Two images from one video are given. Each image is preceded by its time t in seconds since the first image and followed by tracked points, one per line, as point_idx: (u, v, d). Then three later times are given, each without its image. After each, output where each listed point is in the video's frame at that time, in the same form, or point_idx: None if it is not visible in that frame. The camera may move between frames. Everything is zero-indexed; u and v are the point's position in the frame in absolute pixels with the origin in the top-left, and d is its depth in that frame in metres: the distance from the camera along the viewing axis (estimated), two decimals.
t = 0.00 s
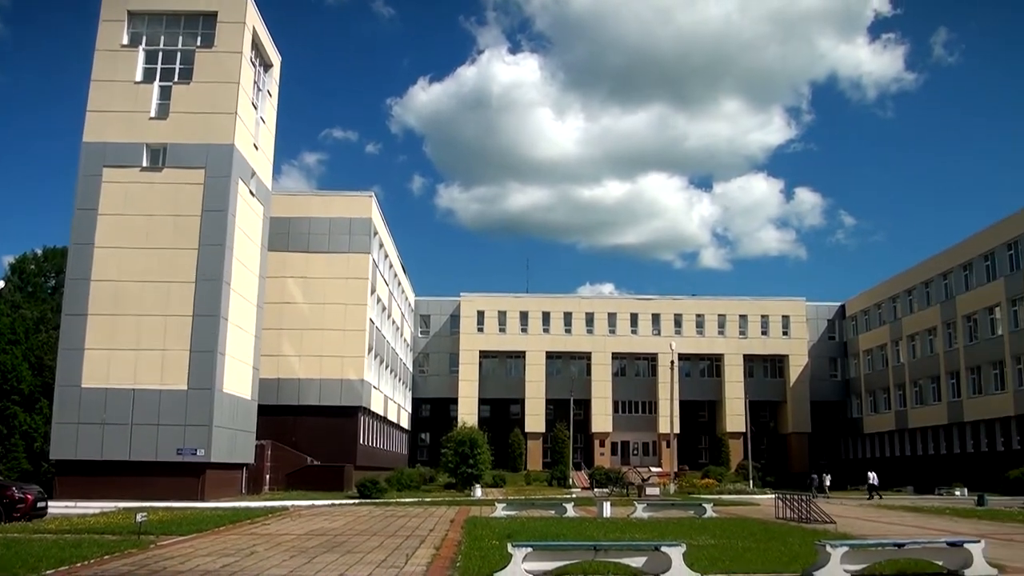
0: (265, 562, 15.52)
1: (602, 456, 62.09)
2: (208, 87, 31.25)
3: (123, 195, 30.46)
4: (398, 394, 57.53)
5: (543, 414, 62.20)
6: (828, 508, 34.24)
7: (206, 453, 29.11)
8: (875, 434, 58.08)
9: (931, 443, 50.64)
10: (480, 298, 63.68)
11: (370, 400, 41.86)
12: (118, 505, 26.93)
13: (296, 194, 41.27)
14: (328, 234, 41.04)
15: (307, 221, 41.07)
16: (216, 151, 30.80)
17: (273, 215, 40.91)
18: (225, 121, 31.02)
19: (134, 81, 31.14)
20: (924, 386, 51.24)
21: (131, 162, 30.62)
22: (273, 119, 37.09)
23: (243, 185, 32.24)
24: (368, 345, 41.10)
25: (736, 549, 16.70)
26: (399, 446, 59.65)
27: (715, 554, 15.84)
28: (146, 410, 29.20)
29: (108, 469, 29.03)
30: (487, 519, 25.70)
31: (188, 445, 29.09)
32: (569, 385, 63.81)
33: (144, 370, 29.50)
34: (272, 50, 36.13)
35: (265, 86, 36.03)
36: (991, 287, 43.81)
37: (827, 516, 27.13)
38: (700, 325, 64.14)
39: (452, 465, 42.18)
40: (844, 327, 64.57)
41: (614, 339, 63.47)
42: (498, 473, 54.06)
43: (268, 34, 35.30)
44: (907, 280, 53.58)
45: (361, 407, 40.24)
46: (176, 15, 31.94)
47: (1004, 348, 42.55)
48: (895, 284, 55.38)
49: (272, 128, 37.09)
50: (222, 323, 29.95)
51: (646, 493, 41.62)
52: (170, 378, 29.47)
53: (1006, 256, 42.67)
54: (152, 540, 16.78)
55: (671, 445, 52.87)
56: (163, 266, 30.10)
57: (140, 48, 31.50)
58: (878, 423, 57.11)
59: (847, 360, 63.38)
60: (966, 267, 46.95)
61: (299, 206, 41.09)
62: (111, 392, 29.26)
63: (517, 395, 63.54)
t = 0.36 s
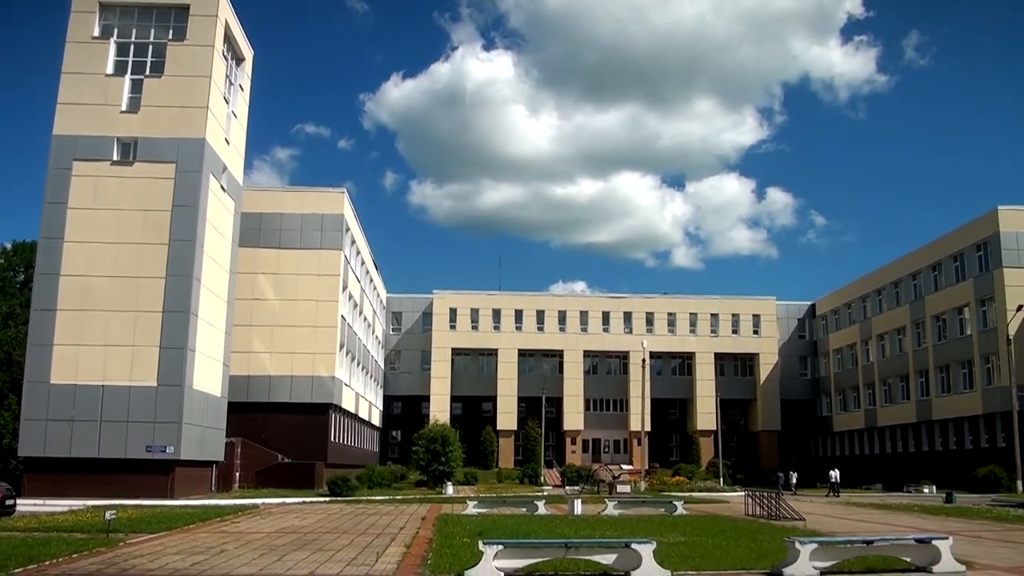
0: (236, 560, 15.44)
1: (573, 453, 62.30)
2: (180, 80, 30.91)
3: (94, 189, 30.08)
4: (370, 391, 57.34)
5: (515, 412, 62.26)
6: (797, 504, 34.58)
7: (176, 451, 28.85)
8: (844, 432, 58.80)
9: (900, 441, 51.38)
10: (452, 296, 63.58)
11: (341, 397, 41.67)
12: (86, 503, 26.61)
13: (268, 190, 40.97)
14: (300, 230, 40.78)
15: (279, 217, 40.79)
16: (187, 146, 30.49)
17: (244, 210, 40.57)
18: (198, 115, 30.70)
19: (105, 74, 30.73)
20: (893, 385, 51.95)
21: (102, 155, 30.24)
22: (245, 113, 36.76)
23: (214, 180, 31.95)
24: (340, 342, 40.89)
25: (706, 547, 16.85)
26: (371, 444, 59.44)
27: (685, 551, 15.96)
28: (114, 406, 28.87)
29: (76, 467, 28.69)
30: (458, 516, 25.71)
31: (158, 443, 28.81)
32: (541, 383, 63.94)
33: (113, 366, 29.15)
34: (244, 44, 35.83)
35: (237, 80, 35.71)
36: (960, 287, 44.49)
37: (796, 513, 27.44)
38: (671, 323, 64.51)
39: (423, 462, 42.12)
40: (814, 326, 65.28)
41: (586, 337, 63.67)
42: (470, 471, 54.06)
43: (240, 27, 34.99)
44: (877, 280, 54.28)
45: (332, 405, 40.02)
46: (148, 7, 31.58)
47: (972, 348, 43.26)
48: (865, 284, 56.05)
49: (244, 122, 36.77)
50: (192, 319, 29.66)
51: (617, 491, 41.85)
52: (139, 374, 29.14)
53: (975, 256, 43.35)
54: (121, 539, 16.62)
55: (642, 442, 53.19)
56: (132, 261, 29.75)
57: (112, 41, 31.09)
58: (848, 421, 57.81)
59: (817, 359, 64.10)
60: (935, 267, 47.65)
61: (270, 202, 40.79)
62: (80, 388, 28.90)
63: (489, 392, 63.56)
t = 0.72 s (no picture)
0: (207, 559, 15.37)
1: (545, 452, 62.45)
2: (152, 75, 30.58)
3: (64, 183, 29.68)
4: (341, 389, 57.10)
5: (487, 410, 62.29)
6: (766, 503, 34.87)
7: (145, 449, 28.56)
8: (814, 431, 59.46)
9: (869, 440, 52.06)
10: (425, 294, 63.45)
11: (312, 396, 41.46)
12: (54, 501, 26.27)
13: (239, 186, 40.67)
14: (271, 227, 40.50)
15: (251, 213, 40.48)
16: (159, 141, 30.19)
17: (215, 206, 40.24)
18: (170, 110, 30.40)
19: (77, 67, 30.32)
20: (862, 385, 52.61)
21: (72, 149, 29.84)
22: (217, 109, 36.44)
23: (186, 175, 31.65)
24: (311, 340, 40.68)
25: (676, 545, 16.99)
26: (342, 442, 59.17)
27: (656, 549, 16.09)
28: (84, 404, 28.51)
29: (45, 465, 28.31)
30: (429, 515, 25.68)
31: (127, 441, 28.49)
32: (514, 381, 64.02)
33: (83, 363, 28.78)
34: (217, 39, 35.52)
35: (210, 75, 35.37)
36: (930, 288, 45.11)
37: (765, 511, 27.72)
38: (643, 323, 64.85)
39: (395, 461, 42.02)
40: (784, 326, 65.96)
41: (558, 336, 63.83)
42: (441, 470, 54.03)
43: (213, 22, 34.67)
44: (847, 280, 54.93)
45: (303, 403, 39.79)
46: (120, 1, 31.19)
47: (941, 348, 43.91)
48: (836, 284, 56.71)
49: (216, 117, 36.44)
50: (162, 316, 29.37)
51: (589, 490, 42.02)
52: (109, 371, 28.80)
53: (944, 258, 44.00)
54: (90, 537, 16.43)
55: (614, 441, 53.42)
56: (103, 256, 29.39)
57: (83, 33, 30.67)
58: (817, 420, 58.46)
59: (788, 358, 64.77)
60: (905, 269, 48.30)
61: (242, 198, 40.48)
62: (49, 385, 28.50)
63: (461, 391, 63.54)
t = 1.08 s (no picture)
0: (180, 559, 15.30)
1: (518, 451, 62.56)
2: (124, 69, 30.30)
3: (35, 178, 29.33)
4: (314, 387, 56.82)
5: (461, 409, 62.28)
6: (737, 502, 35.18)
7: (116, 448, 28.30)
8: (785, 430, 60.10)
9: (840, 439, 52.69)
10: (399, 292, 63.30)
11: (284, 394, 41.24)
12: (23, 500, 25.93)
13: (212, 182, 40.38)
14: (243, 225, 40.24)
15: (223, 210, 40.18)
16: (131, 136, 29.90)
17: (187, 203, 39.93)
18: (143, 105, 30.12)
19: (48, 60, 29.93)
20: (833, 384, 53.24)
21: (43, 144, 29.49)
22: (190, 105, 36.14)
23: (158, 172, 31.38)
24: (284, 338, 40.47)
25: (648, 543, 17.13)
26: (314, 441, 58.90)
27: (628, 548, 16.23)
28: (54, 402, 28.19)
29: (14, 463, 27.96)
30: (401, 514, 25.67)
31: (98, 439, 28.21)
32: (487, 380, 64.05)
33: (54, 360, 28.46)
34: (191, 34, 35.23)
35: (183, 71, 35.08)
36: (902, 289, 45.72)
37: (736, 509, 27.99)
38: (617, 322, 65.16)
39: (367, 460, 41.92)
40: (756, 326, 66.57)
41: (532, 335, 63.96)
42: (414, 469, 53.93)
43: (186, 16, 34.39)
44: (819, 281, 55.57)
45: (276, 402, 39.60)
46: None
47: (912, 349, 44.54)
48: (807, 285, 57.34)
49: (188, 113, 36.15)
50: (134, 313, 29.10)
51: (561, 488, 42.16)
52: (80, 368, 28.49)
53: (916, 259, 44.63)
54: (60, 537, 16.27)
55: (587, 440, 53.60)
56: (74, 253, 29.07)
57: (56, 26, 30.28)
58: (789, 419, 59.08)
59: (759, 358, 65.38)
60: (876, 270, 48.94)
61: (215, 195, 40.19)
62: (18, 382, 28.14)
63: (435, 389, 63.48)
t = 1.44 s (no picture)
0: (155, 559, 15.15)
1: (495, 450, 62.54)
2: (100, 64, 29.94)
3: (10, 174, 29.00)
4: (289, 386, 56.47)
5: (437, 408, 62.16)
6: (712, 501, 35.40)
7: (90, 447, 27.99)
8: (760, 429, 60.55)
9: (815, 439, 53.14)
10: (376, 291, 63.08)
11: (260, 393, 40.96)
12: None
13: (189, 179, 40.04)
14: (219, 222, 39.89)
15: (199, 208, 39.85)
16: (106, 132, 29.57)
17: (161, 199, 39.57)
18: (119, 101, 29.80)
19: (24, 54, 29.53)
20: (809, 384, 53.68)
21: (17, 139, 29.15)
22: (166, 101, 35.78)
23: (134, 168, 31.05)
24: (259, 336, 40.20)
25: (624, 542, 17.19)
26: (290, 440, 58.56)
27: (604, 547, 16.27)
28: (27, 401, 27.84)
29: None
30: (376, 514, 25.61)
31: (72, 439, 27.89)
32: (464, 379, 63.99)
33: (27, 359, 28.10)
34: (167, 30, 34.88)
35: (159, 66, 34.72)
36: (877, 290, 46.17)
37: (711, 509, 28.17)
38: (594, 322, 65.32)
39: (343, 460, 41.73)
40: (732, 326, 66.99)
41: (509, 334, 63.97)
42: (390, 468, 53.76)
43: (164, 12, 34.06)
44: (795, 282, 56.01)
45: (251, 401, 39.34)
46: None
47: (887, 349, 44.99)
48: (783, 286, 57.77)
49: (165, 110, 35.79)
50: (108, 311, 28.76)
51: (538, 488, 42.13)
52: (54, 367, 28.13)
53: (891, 261, 45.07)
54: (33, 537, 16.06)
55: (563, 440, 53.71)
56: (48, 250, 28.70)
57: (32, 20, 29.88)
58: (764, 419, 59.52)
59: (735, 358, 65.81)
60: (851, 271, 49.40)
61: (190, 191, 39.84)
62: None
63: (411, 388, 63.33)
